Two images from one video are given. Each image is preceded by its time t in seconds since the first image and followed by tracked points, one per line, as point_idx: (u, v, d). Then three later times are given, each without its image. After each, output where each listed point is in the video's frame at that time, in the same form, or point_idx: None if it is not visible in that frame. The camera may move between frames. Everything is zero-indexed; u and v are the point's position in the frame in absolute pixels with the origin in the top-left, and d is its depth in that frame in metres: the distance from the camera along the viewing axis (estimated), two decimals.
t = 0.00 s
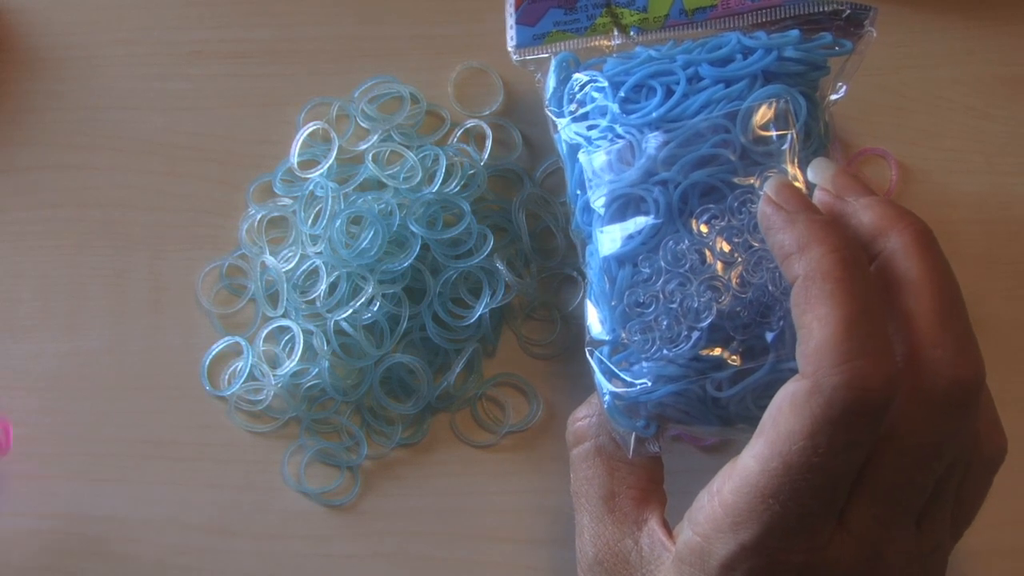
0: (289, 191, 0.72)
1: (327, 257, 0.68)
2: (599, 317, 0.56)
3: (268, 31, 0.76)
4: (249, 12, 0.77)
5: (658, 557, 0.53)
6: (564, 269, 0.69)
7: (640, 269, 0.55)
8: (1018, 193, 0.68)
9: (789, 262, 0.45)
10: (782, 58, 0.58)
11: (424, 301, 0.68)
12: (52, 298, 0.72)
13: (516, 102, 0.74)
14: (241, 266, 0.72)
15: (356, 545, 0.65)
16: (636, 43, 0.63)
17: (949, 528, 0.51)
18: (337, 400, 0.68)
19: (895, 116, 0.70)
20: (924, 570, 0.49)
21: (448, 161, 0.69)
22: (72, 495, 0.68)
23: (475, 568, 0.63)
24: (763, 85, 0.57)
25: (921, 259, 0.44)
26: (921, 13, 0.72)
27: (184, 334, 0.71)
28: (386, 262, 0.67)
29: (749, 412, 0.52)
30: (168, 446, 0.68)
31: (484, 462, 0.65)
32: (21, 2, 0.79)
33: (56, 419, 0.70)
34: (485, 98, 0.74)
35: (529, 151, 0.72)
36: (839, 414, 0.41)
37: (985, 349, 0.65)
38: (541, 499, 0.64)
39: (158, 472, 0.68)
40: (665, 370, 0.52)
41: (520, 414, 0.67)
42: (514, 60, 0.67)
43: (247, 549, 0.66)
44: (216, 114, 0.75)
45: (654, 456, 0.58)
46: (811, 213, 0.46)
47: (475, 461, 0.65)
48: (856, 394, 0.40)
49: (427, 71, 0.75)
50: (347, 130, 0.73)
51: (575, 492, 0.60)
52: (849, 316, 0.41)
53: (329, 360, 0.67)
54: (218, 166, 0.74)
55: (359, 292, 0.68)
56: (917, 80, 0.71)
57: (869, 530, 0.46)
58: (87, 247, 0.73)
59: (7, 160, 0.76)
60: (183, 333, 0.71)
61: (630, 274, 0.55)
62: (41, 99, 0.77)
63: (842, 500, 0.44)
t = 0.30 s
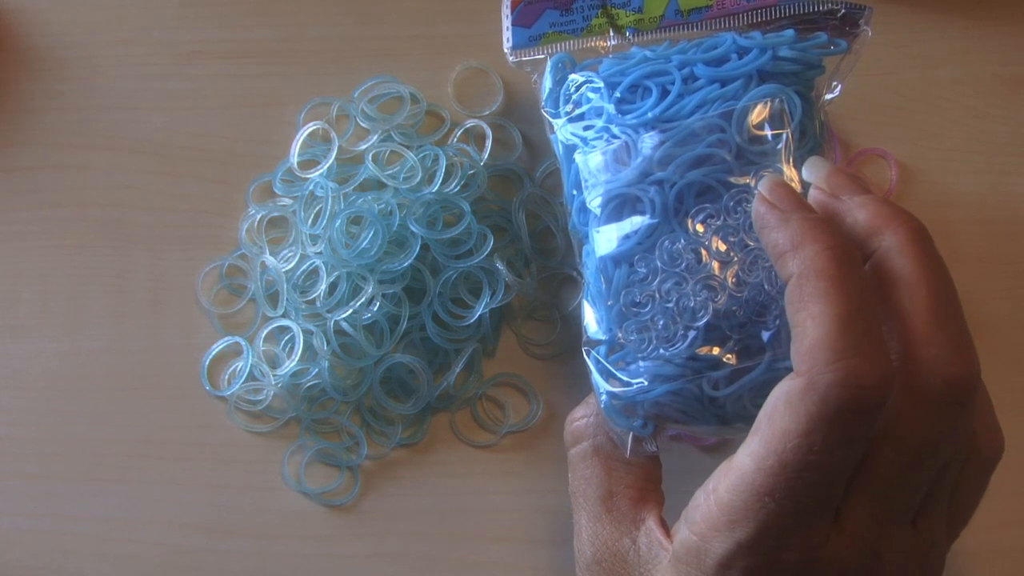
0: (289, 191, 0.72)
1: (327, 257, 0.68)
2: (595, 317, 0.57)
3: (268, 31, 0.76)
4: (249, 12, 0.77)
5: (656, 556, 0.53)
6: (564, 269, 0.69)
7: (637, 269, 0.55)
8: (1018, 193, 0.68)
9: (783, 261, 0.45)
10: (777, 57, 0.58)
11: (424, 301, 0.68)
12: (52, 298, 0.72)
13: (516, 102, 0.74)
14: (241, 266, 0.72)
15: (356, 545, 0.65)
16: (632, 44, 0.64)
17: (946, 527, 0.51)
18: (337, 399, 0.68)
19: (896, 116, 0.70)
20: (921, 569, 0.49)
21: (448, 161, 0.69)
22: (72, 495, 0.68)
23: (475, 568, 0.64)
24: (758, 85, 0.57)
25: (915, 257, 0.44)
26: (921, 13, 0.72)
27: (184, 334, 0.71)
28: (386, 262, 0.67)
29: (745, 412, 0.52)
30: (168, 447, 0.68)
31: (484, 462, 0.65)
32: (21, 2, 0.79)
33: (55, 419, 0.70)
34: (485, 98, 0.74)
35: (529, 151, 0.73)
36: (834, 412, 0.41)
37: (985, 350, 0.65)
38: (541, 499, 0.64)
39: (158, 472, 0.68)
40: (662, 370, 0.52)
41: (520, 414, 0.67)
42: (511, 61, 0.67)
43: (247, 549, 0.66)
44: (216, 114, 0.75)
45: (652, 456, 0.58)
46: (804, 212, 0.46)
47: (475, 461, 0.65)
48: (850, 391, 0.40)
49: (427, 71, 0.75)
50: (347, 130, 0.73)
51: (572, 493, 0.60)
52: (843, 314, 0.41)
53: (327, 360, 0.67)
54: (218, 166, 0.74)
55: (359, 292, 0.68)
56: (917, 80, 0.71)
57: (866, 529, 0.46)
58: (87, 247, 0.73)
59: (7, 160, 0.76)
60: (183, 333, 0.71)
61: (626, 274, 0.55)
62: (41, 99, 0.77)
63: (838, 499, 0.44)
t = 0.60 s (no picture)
0: (289, 191, 0.72)
1: (327, 257, 0.68)
2: (597, 317, 0.57)
3: (268, 31, 0.76)
4: (249, 12, 0.77)
5: (657, 556, 0.53)
6: (564, 269, 0.69)
7: (639, 269, 0.55)
8: (1017, 193, 0.68)
9: (784, 261, 0.46)
10: (780, 58, 0.58)
11: (423, 301, 0.68)
12: (53, 298, 0.72)
13: (516, 102, 0.74)
14: (241, 266, 0.72)
15: (356, 546, 0.65)
16: (634, 44, 0.64)
17: (947, 528, 0.51)
18: (337, 399, 0.68)
19: (895, 116, 0.70)
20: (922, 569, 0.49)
21: (448, 161, 0.69)
22: (72, 495, 0.68)
23: (475, 568, 0.64)
24: (761, 85, 0.57)
25: (916, 257, 0.44)
26: (921, 13, 0.72)
27: (184, 334, 0.71)
28: (386, 262, 0.68)
29: (747, 412, 0.52)
30: (168, 447, 0.68)
31: (484, 462, 0.65)
32: (21, 2, 0.79)
33: (55, 418, 0.70)
34: (485, 98, 0.74)
35: (529, 151, 0.73)
36: (835, 412, 0.41)
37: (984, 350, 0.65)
38: (541, 499, 0.64)
39: (159, 472, 0.68)
40: (664, 370, 0.52)
41: (520, 414, 0.67)
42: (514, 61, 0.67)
43: (247, 549, 0.66)
44: (216, 115, 0.75)
45: (654, 456, 0.58)
46: (806, 212, 0.46)
47: (475, 461, 0.66)
48: (852, 391, 0.40)
49: (427, 71, 0.75)
50: (347, 130, 0.73)
51: (573, 493, 0.60)
52: (845, 314, 0.41)
53: (329, 360, 0.67)
54: (218, 167, 0.74)
55: (359, 292, 0.68)
56: (917, 80, 0.71)
57: (866, 529, 0.46)
58: (87, 247, 0.73)
59: (7, 160, 0.76)
60: (183, 333, 0.71)
61: (629, 273, 0.55)
62: (41, 99, 0.77)
63: (839, 499, 0.45)
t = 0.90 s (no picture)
0: (289, 191, 0.72)
1: (327, 257, 0.68)
2: (600, 316, 0.57)
3: (267, 31, 0.76)
4: (249, 12, 0.77)
5: (658, 556, 0.53)
6: (564, 269, 0.69)
7: (642, 269, 0.55)
8: (1018, 193, 0.68)
9: (788, 261, 0.46)
10: (784, 58, 0.58)
11: (423, 301, 0.68)
12: (53, 298, 0.72)
13: (516, 102, 0.74)
14: (241, 266, 0.72)
15: (356, 546, 0.65)
16: (638, 43, 0.63)
17: (949, 529, 0.51)
18: (336, 399, 0.68)
19: (895, 116, 0.70)
20: (924, 570, 0.49)
21: (448, 161, 0.69)
22: (72, 495, 0.68)
23: (475, 568, 0.64)
24: (765, 85, 0.57)
25: (921, 259, 0.44)
26: (921, 13, 0.72)
27: (184, 334, 0.71)
28: (386, 262, 0.68)
29: (749, 412, 0.52)
30: (168, 447, 0.68)
31: (485, 462, 0.65)
32: (20, 2, 0.79)
33: (55, 419, 0.70)
34: (485, 98, 0.74)
35: (529, 151, 0.73)
36: (839, 413, 0.41)
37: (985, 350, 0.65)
38: (541, 500, 0.64)
39: (158, 472, 0.68)
40: (666, 370, 0.52)
41: (520, 414, 0.67)
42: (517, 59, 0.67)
43: (248, 549, 0.66)
44: (215, 114, 0.75)
45: (655, 455, 0.58)
46: (810, 212, 0.46)
47: (475, 461, 0.65)
48: (855, 392, 0.40)
49: (427, 71, 0.75)
50: (347, 130, 0.73)
51: (574, 493, 0.60)
52: (849, 315, 0.41)
53: (331, 360, 0.67)
54: (218, 167, 0.74)
55: (359, 292, 0.68)
56: (917, 80, 0.71)
57: (868, 530, 0.46)
58: (87, 247, 0.73)
59: (7, 159, 0.76)
60: (183, 333, 0.71)
61: (632, 273, 0.55)
62: (41, 99, 0.77)
63: (842, 500, 0.45)
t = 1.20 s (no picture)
0: (289, 191, 0.72)
1: (327, 257, 0.68)
2: (600, 316, 0.57)
3: (268, 31, 0.76)
4: (249, 12, 0.77)
5: (657, 556, 0.53)
6: (564, 269, 0.69)
7: (641, 268, 0.55)
8: (1017, 193, 0.68)
9: (787, 260, 0.46)
10: (784, 58, 0.58)
11: (424, 301, 0.68)
12: (52, 298, 0.73)
13: (516, 102, 0.74)
14: (242, 266, 0.72)
15: (356, 545, 0.65)
16: (639, 44, 0.63)
17: (949, 529, 0.51)
18: (336, 399, 0.68)
19: (895, 116, 0.70)
20: (923, 569, 0.49)
21: (448, 162, 0.69)
22: (72, 495, 0.68)
23: (475, 568, 0.64)
24: (764, 85, 0.57)
25: (920, 258, 0.44)
26: (921, 13, 0.72)
27: (184, 334, 0.71)
28: (386, 262, 0.68)
29: (749, 412, 0.52)
30: (168, 447, 0.68)
31: (485, 462, 0.65)
32: (21, 2, 0.79)
33: (55, 419, 0.70)
34: (485, 98, 0.74)
35: (529, 151, 0.73)
36: (837, 412, 0.41)
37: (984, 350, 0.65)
38: (541, 500, 0.64)
39: (158, 472, 0.68)
40: (666, 369, 0.52)
41: (520, 414, 0.67)
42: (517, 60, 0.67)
43: (248, 549, 0.66)
44: (216, 114, 0.75)
45: (655, 455, 0.58)
46: (809, 211, 0.46)
47: (475, 461, 0.66)
48: (853, 391, 0.40)
49: (427, 71, 0.75)
50: (347, 130, 0.73)
51: (574, 493, 0.60)
52: (848, 314, 0.41)
53: (331, 360, 0.67)
54: (218, 167, 0.74)
55: (359, 292, 0.68)
56: (917, 80, 0.71)
57: (868, 529, 0.46)
58: (87, 247, 0.73)
59: (7, 159, 0.76)
60: (183, 333, 0.71)
61: (631, 273, 0.55)
62: (41, 99, 0.77)
63: (841, 499, 0.45)
